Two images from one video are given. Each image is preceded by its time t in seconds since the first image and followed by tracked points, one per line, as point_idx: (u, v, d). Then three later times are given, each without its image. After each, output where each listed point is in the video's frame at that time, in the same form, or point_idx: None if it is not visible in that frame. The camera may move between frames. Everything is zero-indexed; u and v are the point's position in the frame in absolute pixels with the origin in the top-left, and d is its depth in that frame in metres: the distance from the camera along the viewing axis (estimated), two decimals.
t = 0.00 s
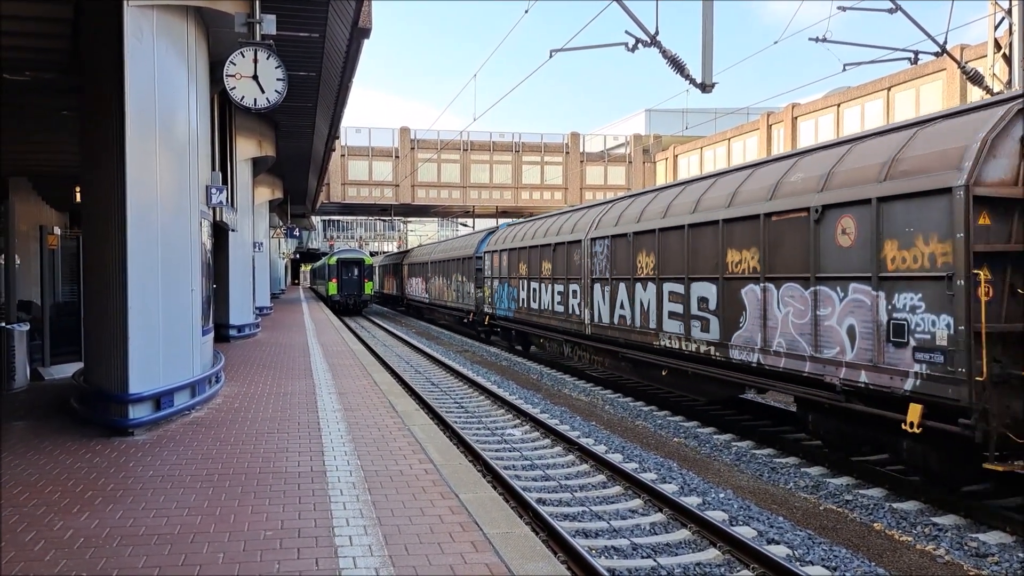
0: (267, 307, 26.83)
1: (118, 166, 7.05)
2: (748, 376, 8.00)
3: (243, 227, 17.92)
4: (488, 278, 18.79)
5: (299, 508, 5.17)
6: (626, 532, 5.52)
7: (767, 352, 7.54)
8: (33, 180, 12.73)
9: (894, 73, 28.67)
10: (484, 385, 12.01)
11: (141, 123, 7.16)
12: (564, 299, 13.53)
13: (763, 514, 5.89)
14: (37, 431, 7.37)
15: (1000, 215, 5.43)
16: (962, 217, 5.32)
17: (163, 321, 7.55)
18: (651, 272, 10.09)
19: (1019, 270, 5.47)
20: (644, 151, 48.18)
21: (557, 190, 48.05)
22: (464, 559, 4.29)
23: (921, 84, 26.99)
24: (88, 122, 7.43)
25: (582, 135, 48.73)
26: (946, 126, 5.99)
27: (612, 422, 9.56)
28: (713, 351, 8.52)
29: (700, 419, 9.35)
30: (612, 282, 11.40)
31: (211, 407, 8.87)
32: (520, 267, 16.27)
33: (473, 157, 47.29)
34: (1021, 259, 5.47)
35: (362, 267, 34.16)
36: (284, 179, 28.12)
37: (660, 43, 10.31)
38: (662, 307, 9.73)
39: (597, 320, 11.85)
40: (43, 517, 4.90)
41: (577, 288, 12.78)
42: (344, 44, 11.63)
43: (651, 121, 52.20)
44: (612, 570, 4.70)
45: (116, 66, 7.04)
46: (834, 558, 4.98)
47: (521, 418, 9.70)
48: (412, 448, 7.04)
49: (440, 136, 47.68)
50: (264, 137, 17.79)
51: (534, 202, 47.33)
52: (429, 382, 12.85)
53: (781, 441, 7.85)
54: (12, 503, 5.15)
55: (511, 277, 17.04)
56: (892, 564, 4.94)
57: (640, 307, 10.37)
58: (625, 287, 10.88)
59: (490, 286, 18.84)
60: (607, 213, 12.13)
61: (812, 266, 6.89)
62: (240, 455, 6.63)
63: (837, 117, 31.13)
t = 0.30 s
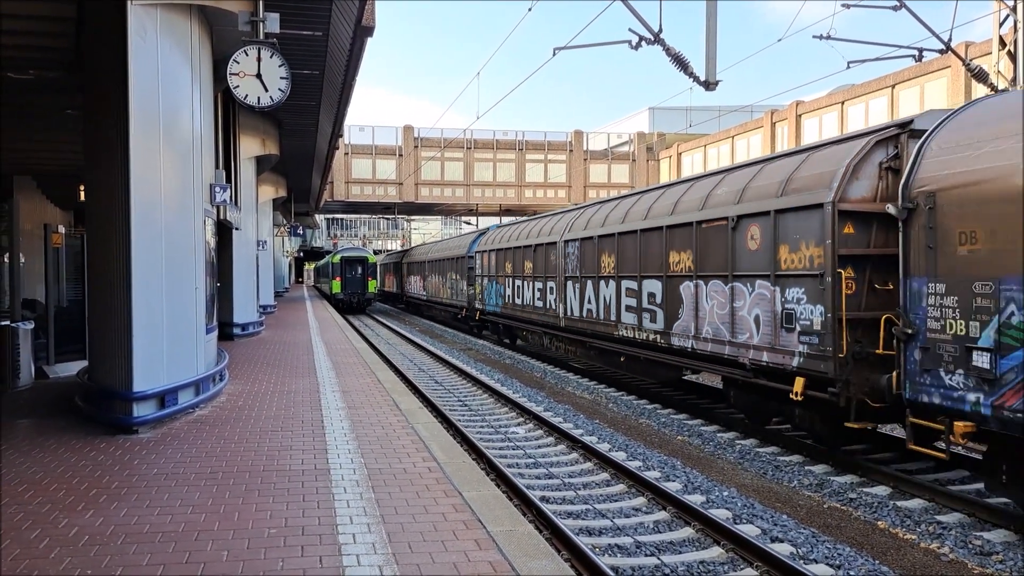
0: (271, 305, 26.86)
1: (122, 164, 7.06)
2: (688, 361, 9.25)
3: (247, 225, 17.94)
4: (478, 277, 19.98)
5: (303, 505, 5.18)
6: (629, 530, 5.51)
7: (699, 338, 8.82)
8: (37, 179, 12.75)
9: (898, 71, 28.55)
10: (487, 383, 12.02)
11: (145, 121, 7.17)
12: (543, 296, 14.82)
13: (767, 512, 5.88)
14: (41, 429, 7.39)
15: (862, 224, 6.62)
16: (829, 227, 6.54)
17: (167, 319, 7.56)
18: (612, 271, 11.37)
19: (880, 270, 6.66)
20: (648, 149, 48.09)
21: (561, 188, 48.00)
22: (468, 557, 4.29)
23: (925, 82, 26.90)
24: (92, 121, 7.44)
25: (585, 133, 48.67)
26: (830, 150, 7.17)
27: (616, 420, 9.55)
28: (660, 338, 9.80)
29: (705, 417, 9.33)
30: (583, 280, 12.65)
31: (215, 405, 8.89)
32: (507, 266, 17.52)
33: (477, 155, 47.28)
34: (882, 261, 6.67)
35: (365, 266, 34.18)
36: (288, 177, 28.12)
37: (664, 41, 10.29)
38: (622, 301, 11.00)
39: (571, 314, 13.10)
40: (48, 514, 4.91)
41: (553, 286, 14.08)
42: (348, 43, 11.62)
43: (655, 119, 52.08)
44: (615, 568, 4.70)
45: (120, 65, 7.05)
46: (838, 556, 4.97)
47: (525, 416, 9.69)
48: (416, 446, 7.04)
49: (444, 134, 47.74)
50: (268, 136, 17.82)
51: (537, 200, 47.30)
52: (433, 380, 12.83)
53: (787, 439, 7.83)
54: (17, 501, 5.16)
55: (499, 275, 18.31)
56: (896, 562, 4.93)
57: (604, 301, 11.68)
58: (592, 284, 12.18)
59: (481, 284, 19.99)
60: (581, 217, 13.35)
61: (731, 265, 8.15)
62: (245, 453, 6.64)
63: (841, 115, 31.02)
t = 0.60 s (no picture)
0: (272, 305, 26.85)
1: (123, 164, 7.06)
2: (641, 349, 10.54)
3: (247, 225, 17.93)
4: (468, 276, 21.15)
5: (305, 505, 5.19)
6: (631, 529, 5.51)
7: (648, 329, 10.08)
8: (39, 179, 12.78)
9: (899, 70, 28.52)
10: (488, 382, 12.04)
11: (146, 121, 7.17)
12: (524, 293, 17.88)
13: (768, 511, 5.87)
14: (43, 428, 7.40)
15: (768, 231, 7.83)
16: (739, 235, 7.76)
17: (168, 318, 7.57)
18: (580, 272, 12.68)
19: (784, 270, 7.88)
20: (649, 148, 48.04)
21: (562, 187, 47.98)
22: (469, 556, 4.30)
23: (926, 81, 26.88)
24: (93, 121, 7.43)
25: (586, 133, 48.70)
26: (748, 169, 8.37)
27: (617, 419, 9.56)
28: (617, 329, 11.17)
29: (706, 417, 9.32)
30: (556, 279, 13.94)
31: (216, 405, 8.90)
32: (493, 267, 18.78)
33: (478, 155, 47.31)
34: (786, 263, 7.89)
35: (366, 265, 34.20)
36: (289, 177, 28.13)
37: (664, 40, 10.29)
38: (589, 298, 12.29)
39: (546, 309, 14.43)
40: (50, 513, 4.92)
41: (532, 284, 15.42)
42: (349, 43, 11.63)
43: (655, 118, 52.04)
44: (617, 567, 4.70)
45: (121, 65, 7.05)
46: (839, 555, 4.96)
47: (526, 415, 9.70)
48: (417, 445, 7.06)
49: (444, 133, 47.78)
50: (268, 136, 17.82)
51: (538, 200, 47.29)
52: (434, 380, 12.82)
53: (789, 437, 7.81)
54: (19, 500, 5.17)
55: (486, 274, 19.57)
56: (897, 561, 4.92)
57: (573, 298, 13.05)
58: (564, 283, 13.47)
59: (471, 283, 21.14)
60: (557, 223, 14.52)
61: (670, 266, 9.42)
62: (246, 453, 6.65)
63: (843, 114, 30.96)
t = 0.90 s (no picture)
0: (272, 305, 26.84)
1: (124, 164, 7.06)
2: (602, 341, 11.86)
3: (248, 225, 17.93)
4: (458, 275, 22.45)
5: (306, 505, 5.19)
6: (631, 529, 5.52)
7: (606, 322, 11.40)
8: (39, 180, 12.79)
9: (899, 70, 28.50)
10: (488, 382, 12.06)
11: (146, 123, 7.17)
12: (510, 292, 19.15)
13: (768, 511, 5.88)
14: (44, 429, 7.40)
15: (699, 238, 9.00)
16: (676, 243, 8.99)
17: (169, 318, 7.58)
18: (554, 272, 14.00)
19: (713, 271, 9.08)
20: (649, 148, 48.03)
21: (561, 187, 47.97)
22: (469, 556, 4.30)
23: (926, 80, 26.87)
24: (94, 122, 7.43)
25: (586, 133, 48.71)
26: (687, 183, 9.57)
27: (617, 419, 9.56)
28: (582, 323, 12.49)
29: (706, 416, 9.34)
30: (535, 279, 15.24)
31: (217, 405, 8.91)
32: (480, 267, 20.08)
33: (478, 154, 47.33)
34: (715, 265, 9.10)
35: (366, 265, 34.20)
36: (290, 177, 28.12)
37: (664, 40, 10.29)
38: (561, 296, 13.60)
39: (524, 306, 15.82)
40: (50, 514, 4.92)
41: (513, 284, 16.75)
42: (349, 43, 11.64)
43: (655, 118, 52.04)
44: (617, 567, 4.71)
45: (121, 66, 7.04)
46: (840, 555, 4.96)
47: (526, 416, 9.71)
48: (418, 445, 7.07)
49: (444, 133, 47.80)
50: (268, 136, 17.82)
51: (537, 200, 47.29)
52: (434, 380, 12.82)
53: (789, 437, 7.82)
54: (19, 501, 5.17)
55: (474, 274, 20.90)
56: (898, 561, 4.93)
57: (547, 296, 14.39)
58: (540, 282, 14.75)
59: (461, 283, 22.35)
60: (535, 228, 15.81)
61: (625, 267, 10.67)
62: (247, 453, 6.65)
63: (843, 114, 30.90)
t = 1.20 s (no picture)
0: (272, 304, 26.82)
1: (124, 163, 7.06)
2: (572, 332, 13.18)
3: (248, 224, 17.92)
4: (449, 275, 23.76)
5: (306, 503, 5.20)
6: (631, 528, 5.52)
7: (575, 315, 12.76)
8: (38, 179, 12.79)
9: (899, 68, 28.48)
10: (487, 381, 12.09)
11: (146, 122, 7.17)
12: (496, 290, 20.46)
13: (768, 510, 5.88)
14: (44, 428, 7.41)
15: (650, 241, 10.21)
16: (628, 246, 10.26)
17: (169, 317, 7.59)
18: (532, 271, 15.36)
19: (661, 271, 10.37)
20: (649, 147, 48.04)
21: (561, 186, 47.96)
22: (469, 555, 4.30)
23: (927, 79, 26.85)
24: (94, 121, 7.43)
25: (586, 131, 48.71)
26: (640, 194, 10.87)
27: (617, 418, 9.57)
28: (555, 317, 13.90)
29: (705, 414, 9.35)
30: (517, 276, 16.51)
31: (217, 403, 8.92)
32: (468, 266, 21.44)
33: (478, 153, 47.32)
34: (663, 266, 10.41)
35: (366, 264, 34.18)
36: (290, 176, 28.11)
37: (664, 39, 10.29)
38: (539, 293, 14.91)
39: (507, 302, 17.19)
40: (51, 513, 4.92)
41: (497, 282, 18.11)
42: (349, 42, 11.63)
43: (655, 117, 52.05)
44: (617, 565, 4.71)
45: (121, 65, 7.04)
46: (840, 554, 4.97)
47: (526, 414, 9.71)
48: (418, 444, 7.08)
49: (444, 132, 47.81)
50: (268, 135, 17.81)
51: (537, 199, 47.27)
52: (434, 379, 12.81)
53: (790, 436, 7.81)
54: (19, 500, 5.18)
55: (463, 273, 22.25)
56: (898, 560, 4.92)
57: (526, 293, 15.79)
58: (520, 281, 16.16)
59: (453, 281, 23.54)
60: (517, 230, 17.17)
61: (590, 267, 12.00)
62: (247, 452, 6.65)
63: (843, 113, 30.86)
